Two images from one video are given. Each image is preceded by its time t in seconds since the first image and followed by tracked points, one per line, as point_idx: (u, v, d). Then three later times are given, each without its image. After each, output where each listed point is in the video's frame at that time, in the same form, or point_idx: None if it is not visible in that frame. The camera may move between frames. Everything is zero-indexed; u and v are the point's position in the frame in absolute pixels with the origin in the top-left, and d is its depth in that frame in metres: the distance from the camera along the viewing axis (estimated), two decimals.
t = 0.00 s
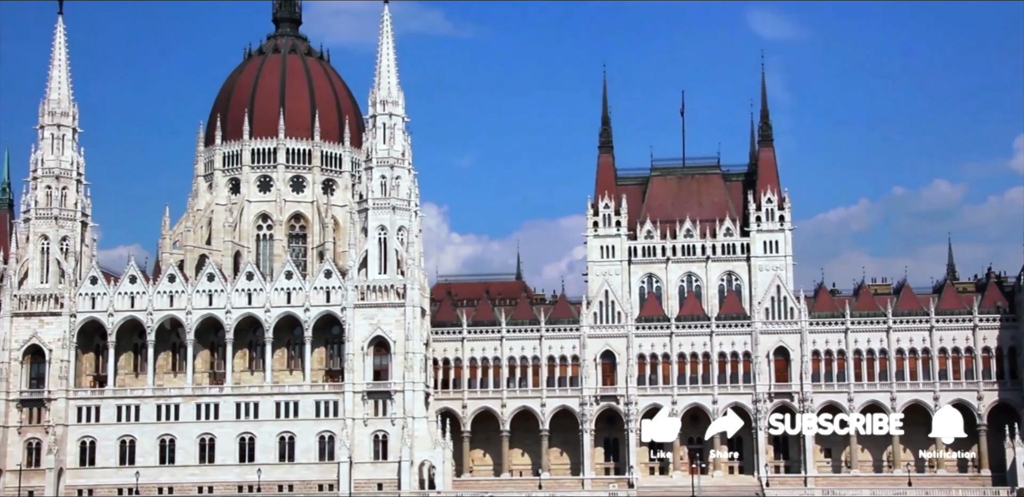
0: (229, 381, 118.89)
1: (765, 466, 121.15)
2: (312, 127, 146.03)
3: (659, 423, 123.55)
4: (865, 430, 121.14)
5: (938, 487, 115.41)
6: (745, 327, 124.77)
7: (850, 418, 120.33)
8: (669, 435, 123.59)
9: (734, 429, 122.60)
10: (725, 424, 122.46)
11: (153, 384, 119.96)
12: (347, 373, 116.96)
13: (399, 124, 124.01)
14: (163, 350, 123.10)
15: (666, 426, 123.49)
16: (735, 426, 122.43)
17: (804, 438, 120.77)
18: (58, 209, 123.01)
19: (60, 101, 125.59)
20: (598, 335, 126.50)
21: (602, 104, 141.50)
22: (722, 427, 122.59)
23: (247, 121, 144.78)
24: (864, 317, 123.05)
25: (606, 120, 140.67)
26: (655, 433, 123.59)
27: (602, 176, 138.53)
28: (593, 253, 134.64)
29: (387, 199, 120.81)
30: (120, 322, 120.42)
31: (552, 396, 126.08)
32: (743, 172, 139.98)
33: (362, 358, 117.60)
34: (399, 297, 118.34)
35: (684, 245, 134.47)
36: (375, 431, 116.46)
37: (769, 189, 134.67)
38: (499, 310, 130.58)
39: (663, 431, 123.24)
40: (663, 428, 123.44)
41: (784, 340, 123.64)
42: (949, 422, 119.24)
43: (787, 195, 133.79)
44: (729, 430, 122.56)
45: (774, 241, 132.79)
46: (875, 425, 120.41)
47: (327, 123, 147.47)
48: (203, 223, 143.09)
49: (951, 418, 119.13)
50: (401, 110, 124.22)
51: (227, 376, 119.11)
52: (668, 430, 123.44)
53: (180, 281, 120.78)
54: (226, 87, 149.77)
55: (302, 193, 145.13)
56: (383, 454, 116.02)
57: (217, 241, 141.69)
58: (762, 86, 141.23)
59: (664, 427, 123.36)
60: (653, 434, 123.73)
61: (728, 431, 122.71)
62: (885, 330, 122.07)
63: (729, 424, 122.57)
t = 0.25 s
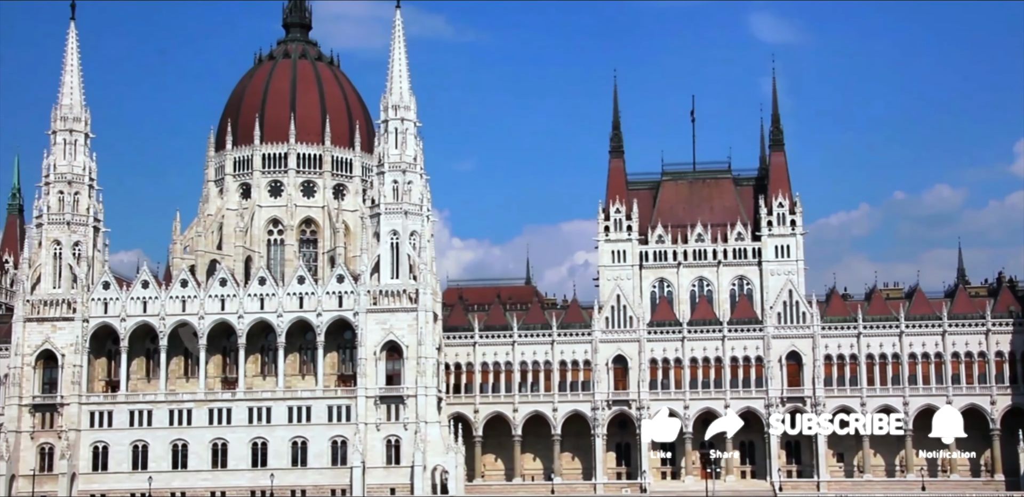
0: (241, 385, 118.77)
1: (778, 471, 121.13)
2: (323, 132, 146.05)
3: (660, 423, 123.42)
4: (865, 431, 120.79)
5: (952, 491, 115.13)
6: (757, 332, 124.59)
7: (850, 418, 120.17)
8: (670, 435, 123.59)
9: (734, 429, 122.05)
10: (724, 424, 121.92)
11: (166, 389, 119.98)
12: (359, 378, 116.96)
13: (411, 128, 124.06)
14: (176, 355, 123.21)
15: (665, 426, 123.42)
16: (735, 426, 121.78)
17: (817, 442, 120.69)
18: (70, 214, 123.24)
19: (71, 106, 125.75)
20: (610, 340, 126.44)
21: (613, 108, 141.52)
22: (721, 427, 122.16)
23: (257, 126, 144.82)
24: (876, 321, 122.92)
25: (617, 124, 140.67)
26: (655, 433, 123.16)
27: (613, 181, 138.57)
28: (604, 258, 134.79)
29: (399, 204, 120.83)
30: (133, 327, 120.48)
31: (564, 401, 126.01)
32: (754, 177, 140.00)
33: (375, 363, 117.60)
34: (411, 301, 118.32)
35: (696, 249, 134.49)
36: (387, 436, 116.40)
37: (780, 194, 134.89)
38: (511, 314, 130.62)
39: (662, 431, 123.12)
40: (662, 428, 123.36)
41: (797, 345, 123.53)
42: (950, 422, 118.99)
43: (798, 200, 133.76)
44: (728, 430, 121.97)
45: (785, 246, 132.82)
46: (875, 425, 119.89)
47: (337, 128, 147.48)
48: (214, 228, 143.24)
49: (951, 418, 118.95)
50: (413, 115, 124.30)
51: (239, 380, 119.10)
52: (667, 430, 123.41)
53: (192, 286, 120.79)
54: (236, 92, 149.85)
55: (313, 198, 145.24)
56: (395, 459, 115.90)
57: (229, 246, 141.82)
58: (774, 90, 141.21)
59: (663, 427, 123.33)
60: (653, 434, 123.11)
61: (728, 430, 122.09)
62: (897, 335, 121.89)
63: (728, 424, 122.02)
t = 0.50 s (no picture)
0: (253, 390, 118.60)
1: (790, 476, 120.99)
2: (333, 136, 146.15)
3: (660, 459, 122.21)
4: (866, 467, 121.25)
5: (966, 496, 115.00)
6: (769, 337, 124.56)
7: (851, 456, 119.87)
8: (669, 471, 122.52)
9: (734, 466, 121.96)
10: (725, 461, 121.83)
11: (178, 394, 120.01)
12: (372, 383, 116.90)
13: (423, 133, 124.19)
14: (188, 360, 123.34)
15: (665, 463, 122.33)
16: (736, 463, 121.83)
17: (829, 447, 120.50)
18: (82, 219, 123.47)
19: (84, 111, 125.99)
20: (622, 344, 126.31)
21: (624, 113, 141.60)
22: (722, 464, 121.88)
23: (268, 132, 145.01)
24: (888, 326, 122.80)
25: (627, 129, 140.73)
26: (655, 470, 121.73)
27: (623, 186, 138.49)
28: (615, 263, 134.52)
29: (411, 209, 120.87)
30: (145, 332, 120.53)
31: (576, 406, 125.90)
32: (765, 181, 139.95)
33: (387, 368, 117.57)
34: (423, 306, 118.30)
35: (707, 254, 134.38)
36: (400, 440, 116.37)
37: (791, 198, 134.57)
38: (522, 319, 130.51)
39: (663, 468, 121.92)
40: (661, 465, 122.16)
41: (809, 349, 123.46)
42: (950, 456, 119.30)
43: (810, 204, 133.61)
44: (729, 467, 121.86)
45: (797, 250, 132.45)
46: (876, 462, 120.16)
47: (348, 133, 147.58)
48: (224, 233, 143.35)
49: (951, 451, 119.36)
50: (424, 120, 124.47)
51: (251, 385, 119.11)
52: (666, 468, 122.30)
53: (204, 291, 120.86)
54: (247, 98, 149.89)
55: (323, 203, 145.32)
56: (408, 464, 115.90)
57: (240, 251, 141.93)
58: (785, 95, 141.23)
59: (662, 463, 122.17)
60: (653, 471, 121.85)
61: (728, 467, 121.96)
62: (910, 339, 121.86)
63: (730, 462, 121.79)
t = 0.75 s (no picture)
0: (263, 393, 118.85)
1: (800, 480, 120.91)
2: (342, 140, 146.29)
3: None
4: None
5: None
6: (779, 340, 124.49)
7: None
8: None
9: None
10: None
11: (187, 397, 120.05)
12: (381, 386, 116.87)
13: (432, 137, 124.30)
14: (197, 364, 123.48)
15: None
16: None
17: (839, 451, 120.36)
18: (92, 223, 123.79)
19: (94, 115, 126.25)
20: (631, 348, 126.35)
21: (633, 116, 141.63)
22: None
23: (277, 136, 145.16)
24: (898, 329, 122.72)
25: (636, 132, 140.72)
26: None
27: (632, 189, 138.48)
28: (624, 266, 134.60)
29: (421, 212, 120.94)
30: (155, 336, 120.59)
31: (585, 409, 125.90)
32: (773, 185, 139.92)
33: (397, 371, 117.53)
34: (433, 309, 118.29)
35: (716, 257, 134.43)
36: (410, 444, 116.44)
37: (800, 201, 134.60)
38: (531, 323, 130.39)
39: None
40: None
41: (818, 353, 123.37)
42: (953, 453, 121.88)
43: (818, 207, 133.60)
44: None
45: (806, 254, 132.54)
46: None
47: (356, 136, 147.72)
48: (233, 237, 143.50)
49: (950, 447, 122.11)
50: (434, 123, 124.61)
51: (261, 389, 119.17)
52: None
53: (214, 295, 120.89)
54: (256, 101, 150.31)
55: (332, 206, 145.43)
56: (418, 467, 116.00)
57: (248, 255, 142.05)
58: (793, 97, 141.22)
59: None
60: None
61: None
62: (919, 343, 121.75)
63: None
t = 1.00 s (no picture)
0: (272, 396, 118.91)
1: (808, 483, 120.78)
2: (349, 144, 146.32)
3: None
4: None
5: None
6: (787, 343, 124.38)
7: None
8: None
9: None
10: None
11: (196, 401, 120.05)
12: (390, 389, 116.85)
13: (440, 140, 124.31)
14: (206, 367, 123.48)
15: None
16: None
17: (848, 453, 120.31)
18: (100, 226, 123.76)
19: (102, 119, 126.35)
20: (639, 351, 126.26)
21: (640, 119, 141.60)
22: None
23: (284, 139, 145.22)
24: (906, 332, 122.65)
25: (643, 135, 140.66)
26: None
27: (639, 192, 138.44)
28: (631, 269, 134.58)
29: (429, 215, 120.96)
30: (162, 340, 120.55)
31: (593, 412, 125.79)
32: (781, 188, 139.85)
33: (405, 374, 117.50)
34: (441, 312, 118.29)
35: (723, 260, 134.37)
36: (418, 447, 116.42)
37: (808, 204, 134.58)
38: (539, 326, 130.35)
39: None
40: None
41: (826, 355, 123.26)
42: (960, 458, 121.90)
43: (826, 210, 133.58)
44: None
45: (813, 256, 132.63)
46: None
47: (363, 139, 147.75)
48: (240, 240, 143.58)
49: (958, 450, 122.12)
50: (442, 127, 124.70)
51: (270, 392, 119.18)
52: None
53: (222, 298, 120.95)
54: (263, 104, 150.35)
55: (339, 210, 145.55)
56: (426, 470, 116.01)
57: (255, 258, 142.09)
58: (801, 100, 141.15)
59: None
60: None
61: None
62: (928, 345, 121.63)
63: None
